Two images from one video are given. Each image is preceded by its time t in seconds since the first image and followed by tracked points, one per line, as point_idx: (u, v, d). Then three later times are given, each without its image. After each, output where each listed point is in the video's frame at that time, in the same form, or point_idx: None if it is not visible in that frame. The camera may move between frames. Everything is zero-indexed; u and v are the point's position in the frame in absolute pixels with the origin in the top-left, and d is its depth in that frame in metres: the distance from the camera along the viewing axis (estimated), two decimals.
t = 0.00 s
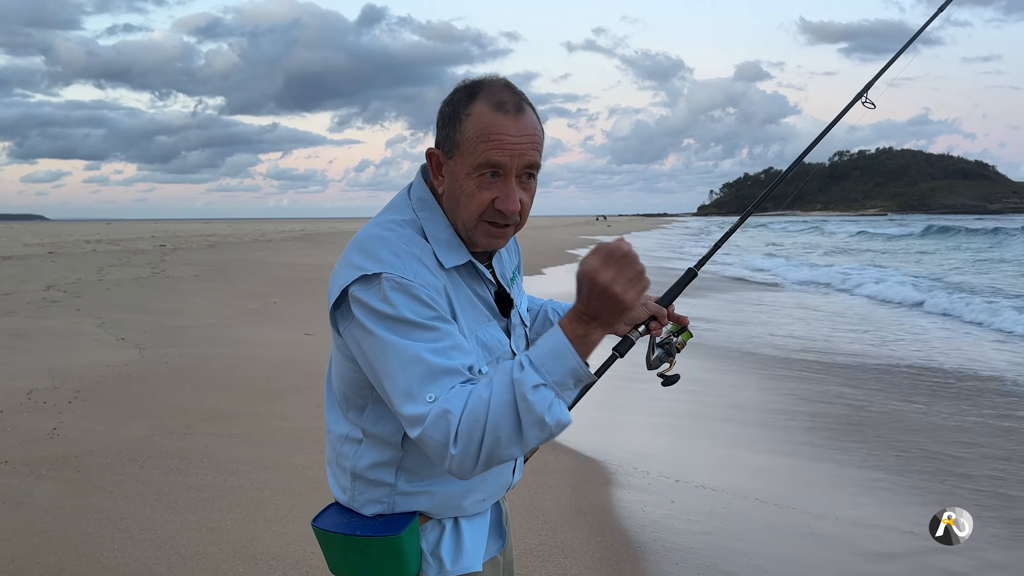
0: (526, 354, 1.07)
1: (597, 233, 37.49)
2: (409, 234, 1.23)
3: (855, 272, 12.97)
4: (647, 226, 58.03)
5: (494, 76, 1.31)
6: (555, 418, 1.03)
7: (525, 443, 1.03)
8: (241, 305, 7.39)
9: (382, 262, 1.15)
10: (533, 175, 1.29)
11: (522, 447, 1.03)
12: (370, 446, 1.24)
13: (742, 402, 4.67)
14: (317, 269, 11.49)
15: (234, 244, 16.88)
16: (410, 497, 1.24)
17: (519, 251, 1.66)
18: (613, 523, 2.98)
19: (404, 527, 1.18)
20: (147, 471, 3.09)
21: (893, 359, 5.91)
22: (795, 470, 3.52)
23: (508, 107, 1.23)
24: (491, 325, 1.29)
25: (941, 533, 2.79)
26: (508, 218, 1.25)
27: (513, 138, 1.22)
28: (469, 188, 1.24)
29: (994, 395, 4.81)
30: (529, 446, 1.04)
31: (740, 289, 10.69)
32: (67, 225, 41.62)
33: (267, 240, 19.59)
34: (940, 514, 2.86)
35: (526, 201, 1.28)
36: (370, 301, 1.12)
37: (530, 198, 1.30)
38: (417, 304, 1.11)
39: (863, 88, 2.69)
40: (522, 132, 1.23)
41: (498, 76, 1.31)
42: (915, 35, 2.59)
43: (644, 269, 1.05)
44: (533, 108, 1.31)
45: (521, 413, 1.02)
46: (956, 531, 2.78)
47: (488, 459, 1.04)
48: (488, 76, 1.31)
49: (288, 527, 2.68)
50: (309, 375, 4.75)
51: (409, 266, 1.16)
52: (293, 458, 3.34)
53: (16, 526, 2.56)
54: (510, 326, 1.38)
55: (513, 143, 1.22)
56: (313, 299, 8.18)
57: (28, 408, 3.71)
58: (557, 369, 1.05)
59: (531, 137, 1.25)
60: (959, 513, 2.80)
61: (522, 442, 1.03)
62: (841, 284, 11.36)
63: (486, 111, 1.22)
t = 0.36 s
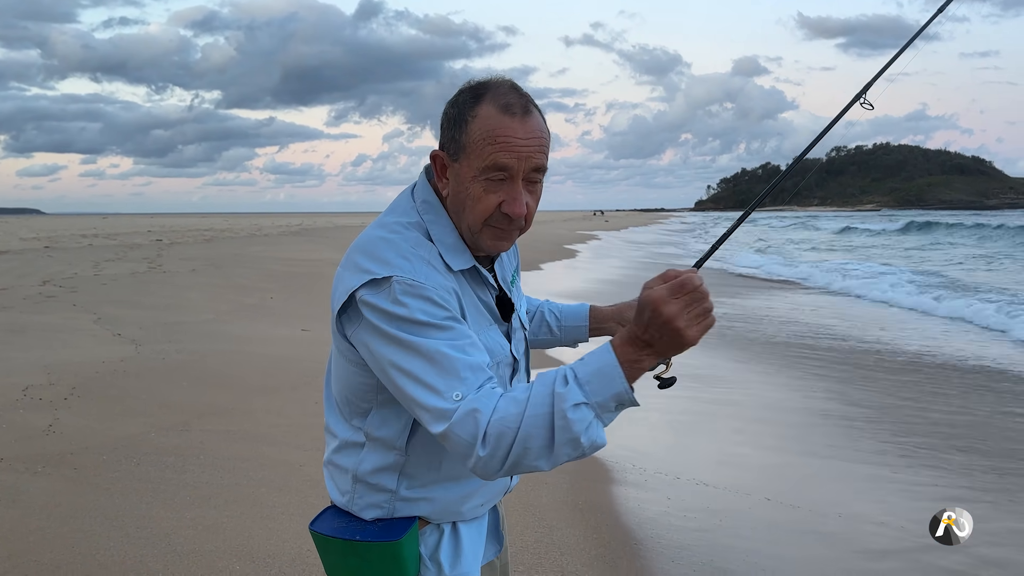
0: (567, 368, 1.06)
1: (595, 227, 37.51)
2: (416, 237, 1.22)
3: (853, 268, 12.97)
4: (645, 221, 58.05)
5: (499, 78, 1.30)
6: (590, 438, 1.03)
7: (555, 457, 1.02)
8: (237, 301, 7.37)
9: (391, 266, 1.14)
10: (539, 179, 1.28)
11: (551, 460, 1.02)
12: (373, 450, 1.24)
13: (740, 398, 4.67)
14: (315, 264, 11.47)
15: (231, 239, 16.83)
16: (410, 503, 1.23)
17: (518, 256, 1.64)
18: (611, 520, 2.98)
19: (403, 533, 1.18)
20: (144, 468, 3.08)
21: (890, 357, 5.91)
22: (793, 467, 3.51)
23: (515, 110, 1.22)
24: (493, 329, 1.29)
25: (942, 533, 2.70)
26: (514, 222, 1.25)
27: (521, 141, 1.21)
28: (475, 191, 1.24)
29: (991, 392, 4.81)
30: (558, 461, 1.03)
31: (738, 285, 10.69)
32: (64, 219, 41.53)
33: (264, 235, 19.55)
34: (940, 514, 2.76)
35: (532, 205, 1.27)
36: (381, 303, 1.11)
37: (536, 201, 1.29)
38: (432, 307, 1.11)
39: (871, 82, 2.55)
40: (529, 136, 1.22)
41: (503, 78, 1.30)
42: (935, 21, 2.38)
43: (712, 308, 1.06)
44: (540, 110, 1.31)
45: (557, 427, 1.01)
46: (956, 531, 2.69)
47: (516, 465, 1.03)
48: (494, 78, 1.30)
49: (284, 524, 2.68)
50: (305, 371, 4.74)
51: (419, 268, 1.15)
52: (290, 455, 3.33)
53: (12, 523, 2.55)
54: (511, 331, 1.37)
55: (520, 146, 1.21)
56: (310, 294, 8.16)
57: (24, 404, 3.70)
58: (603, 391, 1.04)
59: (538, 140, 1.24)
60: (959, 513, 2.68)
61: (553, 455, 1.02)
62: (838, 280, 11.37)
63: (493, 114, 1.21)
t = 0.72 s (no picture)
0: (564, 361, 1.06)
1: (593, 223, 37.45)
2: (414, 231, 1.20)
3: (850, 265, 12.98)
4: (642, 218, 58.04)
5: (492, 68, 1.29)
6: (587, 432, 1.03)
7: (552, 451, 1.02)
8: (234, 297, 7.35)
9: (390, 258, 1.13)
10: (536, 166, 1.27)
11: (548, 454, 1.02)
12: (373, 449, 1.23)
13: (738, 394, 4.66)
14: (313, 260, 11.44)
15: (229, 235, 16.80)
16: (410, 503, 1.22)
17: (516, 255, 1.62)
18: (608, 517, 2.98)
19: (403, 534, 1.17)
20: (140, 465, 3.06)
21: (887, 354, 5.91)
22: (790, 464, 3.51)
23: (509, 97, 1.22)
24: (493, 325, 1.27)
25: (941, 533, 2.73)
26: (514, 209, 1.24)
27: (517, 127, 1.21)
28: (474, 179, 1.22)
29: (987, 390, 4.81)
30: (556, 455, 1.03)
31: (735, 282, 10.69)
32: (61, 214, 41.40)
33: (262, 231, 19.49)
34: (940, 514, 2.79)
35: (531, 191, 1.26)
36: (380, 297, 1.10)
37: (534, 189, 1.28)
38: (432, 301, 1.10)
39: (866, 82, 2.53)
40: (524, 121, 1.22)
41: (495, 68, 1.30)
42: (938, 12, 2.30)
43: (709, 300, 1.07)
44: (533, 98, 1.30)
45: (554, 420, 1.01)
46: (956, 531, 2.72)
47: (514, 459, 1.02)
48: (486, 68, 1.29)
49: (280, 522, 2.66)
50: (302, 368, 4.72)
51: (417, 262, 1.14)
52: (287, 452, 3.31)
53: (7, 520, 2.54)
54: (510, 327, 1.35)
55: (516, 132, 1.21)
56: (307, 290, 8.14)
57: (20, 400, 3.68)
58: (599, 383, 1.03)
59: (533, 125, 1.23)
60: (959, 513, 2.72)
61: (550, 449, 1.02)
62: (835, 276, 11.37)
63: (488, 102, 1.21)
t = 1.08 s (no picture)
0: (554, 362, 1.06)
1: (591, 221, 37.40)
2: (411, 232, 1.20)
3: (847, 263, 13.01)
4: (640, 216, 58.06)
5: (486, 70, 1.30)
6: (577, 431, 1.03)
7: (542, 450, 1.02)
8: (232, 294, 7.34)
9: (386, 258, 1.13)
10: (532, 165, 1.27)
11: (538, 453, 1.03)
12: (371, 448, 1.23)
13: (735, 392, 4.67)
14: (310, 257, 11.43)
15: (226, 231, 16.78)
16: (409, 501, 1.23)
17: (514, 256, 1.62)
18: (606, 515, 2.98)
19: (403, 532, 1.17)
20: (138, 462, 3.06)
21: (884, 352, 5.93)
22: (788, 462, 3.51)
23: (503, 97, 1.23)
24: (489, 326, 1.27)
25: (941, 533, 2.73)
26: (512, 208, 1.24)
27: (511, 125, 1.21)
28: (471, 179, 1.23)
29: (984, 388, 4.82)
30: (546, 454, 1.03)
31: (733, 280, 10.71)
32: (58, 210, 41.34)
33: (259, 227, 19.46)
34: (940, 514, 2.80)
35: (527, 190, 1.27)
36: (375, 297, 1.10)
37: (530, 188, 1.28)
38: (427, 302, 1.10)
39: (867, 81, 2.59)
40: (519, 120, 1.23)
41: (490, 70, 1.31)
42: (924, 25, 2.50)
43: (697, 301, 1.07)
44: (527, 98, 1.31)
45: (544, 419, 1.01)
46: (956, 531, 2.72)
47: (505, 458, 1.03)
48: (481, 71, 1.30)
49: (278, 520, 2.66)
50: (300, 366, 4.72)
51: (413, 262, 1.14)
52: (284, 450, 3.31)
53: (6, 518, 2.54)
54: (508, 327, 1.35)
55: (512, 131, 1.21)
56: (305, 287, 8.13)
57: (17, 398, 3.68)
58: (589, 383, 1.04)
59: (528, 124, 1.24)
60: (958, 513, 2.74)
61: (540, 448, 1.02)
62: (832, 274, 11.40)
63: (483, 102, 1.22)
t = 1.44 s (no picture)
0: (544, 363, 1.07)
1: (589, 218, 37.39)
2: (408, 231, 1.21)
3: (846, 261, 13.02)
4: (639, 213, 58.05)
5: (483, 68, 1.32)
6: (566, 431, 1.03)
7: (532, 450, 1.03)
8: (230, 290, 7.34)
9: (383, 256, 1.13)
10: (522, 160, 1.28)
11: (528, 453, 1.03)
12: (370, 446, 1.23)
13: (734, 390, 4.68)
14: (309, 254, 11.42)
15: (224, 228, 16.74)
16: (408, 498, 1.23)
17: (516, 253, 1.62)
18: (604, 513, 2.99)
19: (404, 528, 1.18)
20: (137, 459, 3.07)
21: (883, 350, 5.93)
22: (786, 461, 3.52)
23: (493, 92, 1.24)
24: (489, 325, 1.28)
25: (941, 533, 2.73)
26: (499, 201, 1.24)
27: (499, 119, 1.22)
28: (459, 173, 1.24)
29: (983, 387, 4.83)
30: (536, 454, 1.04)
31: (732, 278, 10.71)
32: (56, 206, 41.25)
33: (257, 224, 19.43)
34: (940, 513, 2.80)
35: (517, 185, 1.27)
36: (372, 296, 1.10)
37: (520, 184, 1.29)
38: (422, 301, 1.10)
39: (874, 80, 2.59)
40: (508, 114, 1.23)
41: (486, 68, 1.32)
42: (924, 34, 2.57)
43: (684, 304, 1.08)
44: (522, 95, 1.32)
45: (533, 420, 1.01)
46: (956, 531, 2.72)
47: (496, 458, 1.04)
48: (477, 69, 1.31)
49: (277, 516, 2.67)
50: (299, 363, 4.72)
51: (410, 261, 1.14)
52: (284, 447, 3.32)
53: (6, 514, 2.54)
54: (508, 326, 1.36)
55: (499, 124, 1.22)
56: (303, 284, 8.12)
57: (16, 394, 3.68)
58: (578, 384, 1.04)
59: (518, 118, 1.25)
60: (958, 512, 2.74)
61: (530, 448, 1.03)
62: (831, 272, 11.41)
63: (472, 97, 1.24)
